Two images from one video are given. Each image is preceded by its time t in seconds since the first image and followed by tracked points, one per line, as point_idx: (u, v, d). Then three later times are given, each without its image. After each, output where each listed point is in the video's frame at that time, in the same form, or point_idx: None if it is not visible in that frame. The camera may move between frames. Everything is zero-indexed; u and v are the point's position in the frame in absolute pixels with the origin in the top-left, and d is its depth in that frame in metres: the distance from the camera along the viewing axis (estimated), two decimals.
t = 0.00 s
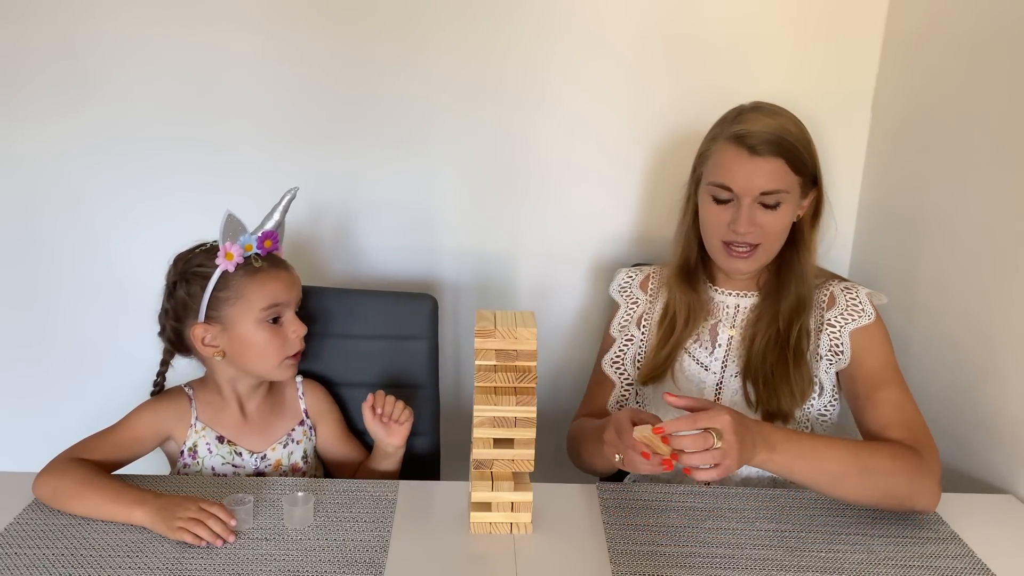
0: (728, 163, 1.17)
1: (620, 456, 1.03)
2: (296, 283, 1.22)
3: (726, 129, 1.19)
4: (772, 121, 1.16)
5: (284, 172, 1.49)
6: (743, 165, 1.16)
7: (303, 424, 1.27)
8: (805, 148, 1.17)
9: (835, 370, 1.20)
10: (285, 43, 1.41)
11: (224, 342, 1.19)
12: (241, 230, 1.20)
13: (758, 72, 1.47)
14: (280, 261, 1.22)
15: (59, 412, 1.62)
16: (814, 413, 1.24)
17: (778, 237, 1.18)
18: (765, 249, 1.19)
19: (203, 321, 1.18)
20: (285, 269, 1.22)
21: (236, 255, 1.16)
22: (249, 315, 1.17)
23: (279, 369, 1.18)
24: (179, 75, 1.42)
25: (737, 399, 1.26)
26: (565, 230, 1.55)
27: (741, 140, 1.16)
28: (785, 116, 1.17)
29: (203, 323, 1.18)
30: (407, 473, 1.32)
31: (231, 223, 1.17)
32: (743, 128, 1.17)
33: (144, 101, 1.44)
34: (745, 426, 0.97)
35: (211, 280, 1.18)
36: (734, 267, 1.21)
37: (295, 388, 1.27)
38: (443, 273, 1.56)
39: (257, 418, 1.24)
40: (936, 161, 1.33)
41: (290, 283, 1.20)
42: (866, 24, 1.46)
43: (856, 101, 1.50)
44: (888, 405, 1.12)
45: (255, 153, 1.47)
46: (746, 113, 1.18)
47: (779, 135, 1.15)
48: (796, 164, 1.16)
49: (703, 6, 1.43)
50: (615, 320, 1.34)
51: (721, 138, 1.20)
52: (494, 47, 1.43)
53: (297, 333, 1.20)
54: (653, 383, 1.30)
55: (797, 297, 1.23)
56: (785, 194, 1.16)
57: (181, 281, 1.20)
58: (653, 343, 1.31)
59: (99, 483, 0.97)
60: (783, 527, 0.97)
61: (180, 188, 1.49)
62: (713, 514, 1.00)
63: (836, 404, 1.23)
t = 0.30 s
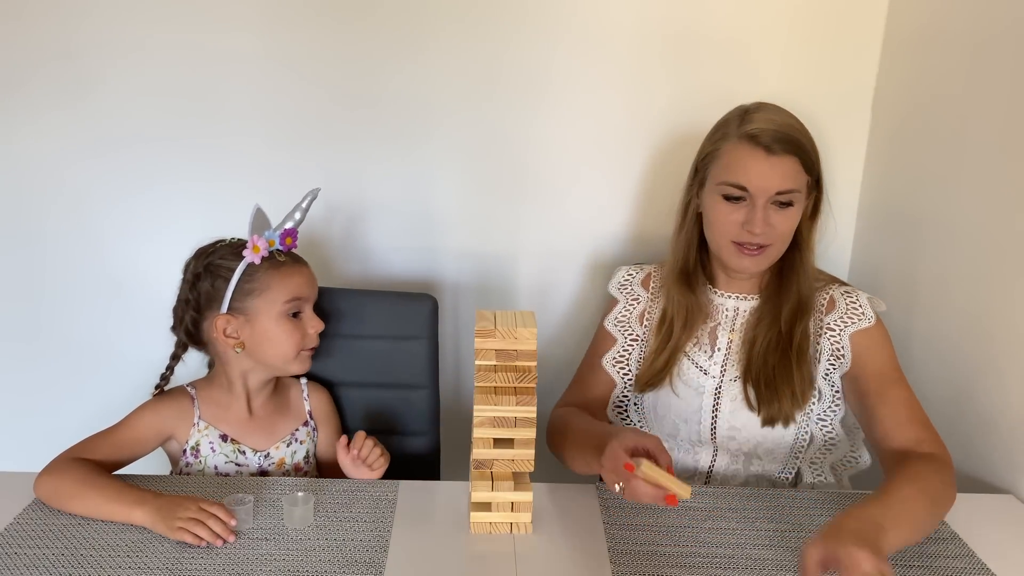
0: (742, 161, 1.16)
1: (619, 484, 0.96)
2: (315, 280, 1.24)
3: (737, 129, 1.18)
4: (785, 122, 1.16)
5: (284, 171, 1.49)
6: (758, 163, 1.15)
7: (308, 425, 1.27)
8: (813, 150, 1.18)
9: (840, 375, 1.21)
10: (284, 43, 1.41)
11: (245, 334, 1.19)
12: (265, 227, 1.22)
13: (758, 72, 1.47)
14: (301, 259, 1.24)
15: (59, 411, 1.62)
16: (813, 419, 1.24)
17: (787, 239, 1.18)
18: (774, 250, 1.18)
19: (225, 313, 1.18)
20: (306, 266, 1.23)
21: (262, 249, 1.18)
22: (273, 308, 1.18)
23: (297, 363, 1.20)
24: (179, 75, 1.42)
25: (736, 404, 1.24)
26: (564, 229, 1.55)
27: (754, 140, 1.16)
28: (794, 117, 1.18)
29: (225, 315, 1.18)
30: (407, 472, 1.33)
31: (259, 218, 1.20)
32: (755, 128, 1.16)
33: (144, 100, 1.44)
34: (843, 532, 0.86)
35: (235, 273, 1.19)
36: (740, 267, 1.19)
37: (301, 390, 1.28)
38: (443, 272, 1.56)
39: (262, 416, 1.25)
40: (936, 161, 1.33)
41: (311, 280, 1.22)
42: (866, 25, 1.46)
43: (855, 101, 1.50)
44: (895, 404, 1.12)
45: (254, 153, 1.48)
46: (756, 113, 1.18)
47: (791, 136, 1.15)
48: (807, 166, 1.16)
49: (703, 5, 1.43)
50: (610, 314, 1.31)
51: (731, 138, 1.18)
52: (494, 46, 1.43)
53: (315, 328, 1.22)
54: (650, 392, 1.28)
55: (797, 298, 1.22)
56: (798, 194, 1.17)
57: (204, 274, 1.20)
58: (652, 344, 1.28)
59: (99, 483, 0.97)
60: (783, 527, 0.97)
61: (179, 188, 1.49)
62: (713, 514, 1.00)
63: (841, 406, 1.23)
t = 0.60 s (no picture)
0: (752, 164, 1.13)
1: (613, 554, 0.89)
2: (318, 286, 1.22)
3: (746, 129, 1.15)
4: (796, 124, 1.13)
5: (284, 171, 1.49)
6: (768, 166, 1.12)
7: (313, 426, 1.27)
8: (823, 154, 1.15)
9: (844, 394, 1.17)
10: (285, 43, 1.41)
11: (238, 336, 1.20)
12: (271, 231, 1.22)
13: (758, 72, 1.47)
14: (304, 262, 1.22)
15: (60, 412, 1.62)
16: (817, 437, 1.21)
17: (796, 246, 1.15)
18: (783, 257, 1.15)
19: (220, 312, 1.20)
20: (306, 270, 1.21)
21: (258, 252, 1.18)
22: (265, 312, 1.17)
23: (288, 369, 1.19)
24: (178, 75, 1.42)
25: (739, 423, 1.20)
26: (564, 230, 1.55)
27: (764, 142, 1.13)
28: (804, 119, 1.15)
29: (219, 315, 1.20)
30: (408, 471, 1.33)
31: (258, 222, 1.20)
32: (766, 129, 1.13)
33: (144, 101, 1.44)
34: None
35: (232, 274, 1.20)
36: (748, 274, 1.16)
37: (308, 391, 1.28)
38: (443, 272, 1.56)
39: (268, 414, 1.25)
40: (936, 161, 1.33)
41: (311, 286, 1.20)
42: (866, 25, 1.46)
43: (855, 101, 1.50)
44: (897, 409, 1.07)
45: (254, 153, 1.48)
46: (765, 113, 1.15)
47: (802, 139, 1.12)
48: (817, 169, 1.14)
49: (702, 5, 1.43)
50: (611, 323, 1.29)
51: (740, 139, 1.15)
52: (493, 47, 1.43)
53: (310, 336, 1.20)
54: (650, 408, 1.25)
55: (802, 311, 1.19)
56: (807, 199, 1.14)
57: (205, 272, 1.22)
58: (653, 356, 1.25)
59: (100, 482, 0.97)
60: (782, 527, 0.97)
61: (180, 188, 1.49)
62: (712, 514, 1.00)
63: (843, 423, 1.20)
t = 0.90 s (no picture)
0: (743, 170, 1.12)
1: (605, 543, 0.90)
2: (293, 298, 1.19)
3: (740, 134, 1.14)
4: (791, 130, 1.10)
5: (284, 171, 1.49)
6: (759, 172, 1.10)
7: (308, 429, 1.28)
8: (821, 161, 1.13)
9: (838, 405, 1.14)
10: (285, 42, 1.41)
11: (217, 351, 1.20)
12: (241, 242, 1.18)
13: (759, 71, 1.47)
14: (277, 271, 1.19)
15: (60, 412, 1.62)
16: (809, 447, 1.19)
17: (787, 255, 1.14)
18: (772, 266, 1.14)
19: (197, 329, 1.19)
20: (281, 279, 1.19)
21: (224, 268, 1.15)
22: (238, 330, 1.16)
23: (268, 384, 1.18)
24: (178, 74, 1.42)
25: (729, 432, 1.20)
26: (565, 230, 1.55)
27: (756, 148, 1.11)
28: (801, 124, 1.12)
29: (197, 331, 1.19)
30: (407, 471, 1.33)
31: (222, 236, 1.16)
32: (759, 136, 1.11)
33: (144, 100, 1.44)
34: None
35: (204, 289, 1.18)
36: (737, 283, 1.16)
37: (306, 395, 1.28)
38: (443, 272, 1.56)
39: (262, 421, 1.25)
40: (936, 161, 1.33)
41: (284, 300, 1.17)
42: (866, 24, 1.46)
43: (855, 100, 1.50)
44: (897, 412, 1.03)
45: (256, 154, 1.48)
46: (760, 118, 1.13)
47: (797, 146, 1.10)
48: (813, 177, 1.12)
49: (704, 3, 1.42)
50: (606, 325, 1.29)
51: (733, 144, 1.14)
52: (494, 46, 1.43)
53: (287, 352, 1.17)
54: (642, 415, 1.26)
55: (798, 321, 1.17)
56: (801, 207, 1.12)
57: (179, 287, 1.21)
58: (647, 360, 1.25)
59: (99, 483, 0.97)
60: (782, 527, 0.97)
61: (180, 188, 1.49)
62: (711, 514, 1.00)
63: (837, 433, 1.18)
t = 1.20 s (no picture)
0: (735, 169, 1.11)
1: (609, 535, 0.91)
2: (269, 309, 1.17)
3: (731, 133, 1.14)
4: (783, 129, 1.11)
5: (284, 171, 1.49)
6: (751, 170, 1.10)
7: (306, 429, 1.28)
8: (813, 160, 1.13)
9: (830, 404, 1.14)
10: (286, 43, 1.41)
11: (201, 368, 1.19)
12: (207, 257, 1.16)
13: (759, 72, 1.47)
14: (249, 282, 1.17)
15: (59, 413, 1.62)
16: (801, 447, 1.19)
17: (780, 255, 1.13)
18: (765, 266, 1.13)
19: (178, 348, 1.19)
20: (254, 289, 1.17)
21: (194, 288, 1.13)
22: (216, 348, 1.15)
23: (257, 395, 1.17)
24: (179, 74, 1.42)
25: (722, 432, 1.20)
26: (565, 230, 1.55)
27: (748, 146, 1.11)
28: (794, 124, 1.12)
29: (179, 350, 1.19)
30: (407, 470, 1.33)
31: (186, 257, 1.13)
32: (751, 133, 1.11)
33: (144, 100, 1.44)
34: None
35: (177, 309, 1.16)
36: (730, 283, 1.15)
37: (301, 393, 1.27)
38: (443, 272, 1.56)
39: (258, 427, 1.24)
40: (936, 161, 1.33)
41: (260, 312, 1.16)
42: (867, 25, 1.46)
43: (855, 100, 1.50)
44: (891, 407, 1.02)
45: (256, 154, 1.48)
46: (752, 117, 1.13)
47: (788, 144, 1.10)
48: (805, 177, 1.11)
49: (704, 3, 1.42)
50: (602, 326, 1.29)
51: (726, 143, 1.14)
52: (494, 46, 1.43)
53: (271, 363, 1.16)
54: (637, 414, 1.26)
55: (789, 321, 1.16)
56: (793, 206, 1.11)
57: (154, 307, 1.20)
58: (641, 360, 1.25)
59: (99, 483, 0.97)
60: (782, 527, 0.97)
61: (180, 188, 1.49)
62: (711, 514, 0.99)
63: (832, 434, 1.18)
